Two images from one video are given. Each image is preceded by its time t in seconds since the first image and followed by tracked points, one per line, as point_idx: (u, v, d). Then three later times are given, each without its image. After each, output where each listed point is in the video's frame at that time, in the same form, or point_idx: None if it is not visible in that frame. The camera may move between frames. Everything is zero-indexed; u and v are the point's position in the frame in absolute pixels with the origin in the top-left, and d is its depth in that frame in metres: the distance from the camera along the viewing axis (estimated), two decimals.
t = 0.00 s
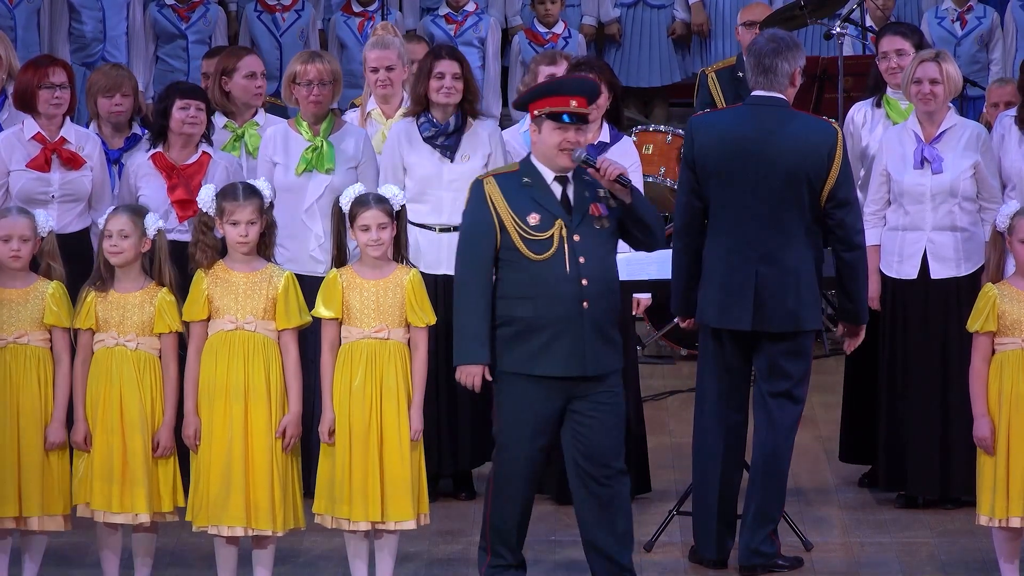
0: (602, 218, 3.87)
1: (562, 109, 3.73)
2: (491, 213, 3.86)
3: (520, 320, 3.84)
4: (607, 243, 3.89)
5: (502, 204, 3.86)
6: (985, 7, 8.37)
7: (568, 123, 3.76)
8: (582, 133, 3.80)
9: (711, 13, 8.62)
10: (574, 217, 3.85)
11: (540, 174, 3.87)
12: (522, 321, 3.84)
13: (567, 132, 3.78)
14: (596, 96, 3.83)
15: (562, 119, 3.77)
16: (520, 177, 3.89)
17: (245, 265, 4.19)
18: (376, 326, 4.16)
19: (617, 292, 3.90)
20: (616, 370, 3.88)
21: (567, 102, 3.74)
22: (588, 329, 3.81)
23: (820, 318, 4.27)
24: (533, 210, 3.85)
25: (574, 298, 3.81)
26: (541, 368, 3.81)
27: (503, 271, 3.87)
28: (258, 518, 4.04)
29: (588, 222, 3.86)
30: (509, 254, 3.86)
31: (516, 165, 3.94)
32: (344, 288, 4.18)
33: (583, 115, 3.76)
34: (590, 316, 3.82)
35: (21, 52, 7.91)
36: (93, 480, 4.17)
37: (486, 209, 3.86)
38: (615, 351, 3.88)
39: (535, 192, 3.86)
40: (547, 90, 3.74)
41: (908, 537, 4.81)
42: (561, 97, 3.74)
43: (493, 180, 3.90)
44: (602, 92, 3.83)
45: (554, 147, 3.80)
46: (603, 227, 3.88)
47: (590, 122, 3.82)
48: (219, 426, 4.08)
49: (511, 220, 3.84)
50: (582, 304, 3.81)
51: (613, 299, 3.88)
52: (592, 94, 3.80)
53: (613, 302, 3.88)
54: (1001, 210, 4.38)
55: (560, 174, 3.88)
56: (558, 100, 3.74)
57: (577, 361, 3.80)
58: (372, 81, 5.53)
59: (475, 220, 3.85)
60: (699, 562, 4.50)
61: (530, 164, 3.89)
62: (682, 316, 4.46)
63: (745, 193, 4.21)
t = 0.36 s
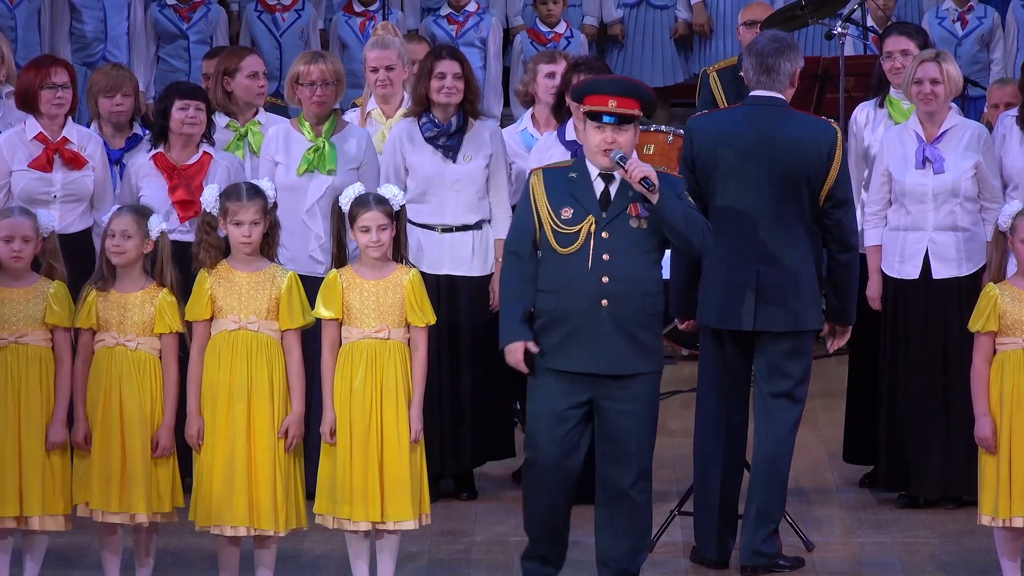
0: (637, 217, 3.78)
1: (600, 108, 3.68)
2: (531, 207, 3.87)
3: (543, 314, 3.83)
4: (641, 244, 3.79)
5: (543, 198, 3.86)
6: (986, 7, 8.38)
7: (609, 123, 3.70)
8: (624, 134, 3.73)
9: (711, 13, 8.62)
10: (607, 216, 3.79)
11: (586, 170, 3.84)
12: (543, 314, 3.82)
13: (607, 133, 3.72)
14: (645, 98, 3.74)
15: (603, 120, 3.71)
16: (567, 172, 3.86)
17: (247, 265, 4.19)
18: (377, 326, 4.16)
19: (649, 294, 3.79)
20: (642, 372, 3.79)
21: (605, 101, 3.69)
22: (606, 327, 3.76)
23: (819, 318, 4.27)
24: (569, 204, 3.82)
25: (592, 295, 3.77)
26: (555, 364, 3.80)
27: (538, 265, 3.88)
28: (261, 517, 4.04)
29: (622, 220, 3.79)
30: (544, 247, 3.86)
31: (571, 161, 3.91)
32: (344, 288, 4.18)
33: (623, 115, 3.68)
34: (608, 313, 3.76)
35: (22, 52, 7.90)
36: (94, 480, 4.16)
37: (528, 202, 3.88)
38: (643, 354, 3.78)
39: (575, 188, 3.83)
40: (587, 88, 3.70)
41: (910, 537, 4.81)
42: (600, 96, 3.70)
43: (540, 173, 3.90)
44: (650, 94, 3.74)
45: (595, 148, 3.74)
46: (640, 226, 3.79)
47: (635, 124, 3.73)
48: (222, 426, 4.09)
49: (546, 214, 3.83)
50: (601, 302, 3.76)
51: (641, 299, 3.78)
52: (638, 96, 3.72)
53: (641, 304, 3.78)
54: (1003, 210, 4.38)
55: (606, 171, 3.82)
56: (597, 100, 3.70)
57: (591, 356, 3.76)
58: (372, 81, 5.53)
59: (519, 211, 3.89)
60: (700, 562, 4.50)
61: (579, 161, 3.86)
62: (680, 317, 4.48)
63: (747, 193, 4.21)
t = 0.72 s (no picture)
0: (647, 220, 3.72)
1: (611, 105, 3.66)
2: (546, 209, 3.86)
3: (553, 316, 3.81)
4: (650, 248, 3.72)
5: (557, 201, 3.84)
6: (987, 7, 8.38)
7: (620, 121, 3.66)
8: (635, 133, 3.66)
9: (712, 13, 8.62)
10: (617, 219, 3.74)
11: (601, 172, 3.81)
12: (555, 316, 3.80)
13: (619, 131, 3.66)
14: (658, 98, 3.71)
15: (615, 118, 3.67)
16: (583, 174, 3.84)
17: (248, 264, 4.20)
18: (376, 326, 4.16)
19: (659, 298, 3.72)
20: (652, 376, 3.73)
21: (616, 98, 3.66)
22: (611, 329, 3.71)
23: (820, 318, 4.27)
24: (580, 207, 3.79)
25: (600, 299, 3.72)
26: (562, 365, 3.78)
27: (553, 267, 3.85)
28: (264, 517, 4.04)
29: (632, 222, 3.74)
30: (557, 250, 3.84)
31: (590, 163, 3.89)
32: (344, 288, 4.18)
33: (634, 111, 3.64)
34: (615, 317, 3.71)
35: (23, 52, 7.90)
36: (95, 480, 4.17)
37: (544, 205, 3.87)
38: (651, 358, 3.72)
39: (589, 189, 3.80)
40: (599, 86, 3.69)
41: (910, 537, 4.81)
42: (612, 93, 3.68)
43: (558, 175, 3.89)
44: (663, 94, 3.71)
45: (607, 146, 3.67)
46: (650, 230, 3.73)
47: (647, 124, 3.68)
48: (225, 425, 4.10)
49: (559, 216, 3.82)
50: (609, 305, 3.72)
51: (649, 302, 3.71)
52: (651, 95, 3.69)
53: (649, 307, 3.71)
54: (1003, 210, 4.38)
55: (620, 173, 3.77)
56: (611, 96, 3.68)
57: (599, 359, 3.72)
58: (372, 81, 5.53)
59: (536, 214, 3.88)
60: (701, 562, 4.50)
61: (596, 163, 3.83)
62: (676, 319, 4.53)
63: (750, 193, 4.21)
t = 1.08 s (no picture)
0: (638, 225, 3.64)
1: (593, 112, 3.57)
2: (532, 221, 3.75)
3: (547, 326, 3.72)
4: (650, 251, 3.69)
5: (542, 210, 3.74)
6: (987, 7, 8.38)
7: (603, 127, 3.58)
8: (618, 138, 3.60)
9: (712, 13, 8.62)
10: (608, 227, 3.66)
11: (585, 179, 3.72)
12: (551, 326, 3.71)
13: (602, 138, 3.59)
14: (641, 103, 3.62)
15: (598, 124, 3.59)
16: (566, 183, 3.75)
17: (250, 264, 4.20)
18: (375, 326, 4.16)
19: (655, 301, 3.66)
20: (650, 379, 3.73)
21: (598, 105, 3.56)
22: (611, 339, 3.63)
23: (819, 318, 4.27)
24: (568, 216, 3.69)
25: (597, 306, 3.64)
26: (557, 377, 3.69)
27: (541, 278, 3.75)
28: (266, 516, 4.05)
29: (623, 228, 3.65)
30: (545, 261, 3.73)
31: (572, 171, 3.79)
32: (343, 288, 4.19)
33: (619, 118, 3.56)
34: (613, 325, 3.64)
35: (24, 52, 7.91)
36: (97, 479, 4.17)
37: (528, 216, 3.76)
38: (649, 362, 3.67)
39: (574, 198, 3.71)
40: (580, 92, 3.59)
41: (910, 537, 4.81)
42: (593, 100, 3.58)
43: (540, 185, 3.79)
44: (646, 98, 3.61)
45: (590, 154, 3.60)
46: (641, 234, 3.65)
47: (630, 129, 3.60)
48: (225, 425, 4.10)
49: (546, 227, 3.71)
50: (606, 313, 3.64)
51: (647, 306, 3.65)
52: (633, 101, 3.60)
53: (646, 312, 3.65)
54: (1003, 209, 4.38)
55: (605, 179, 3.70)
56: (591, 103, 3.58)
57: (596, 367, 3.65)
58: (373, 81, 5.54)
59: (520, 225, 3.78)
60: (701, 562, 4.51)
61: (578, 171, 3.74)
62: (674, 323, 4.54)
63: (750, 193, 4.21)
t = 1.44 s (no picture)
0: (605, 225, 3.69)
1: (554, 113, 3.61)
2: (499, 225, 3.79)
3: (522, 331, 3.75)
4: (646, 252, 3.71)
5: (510, 216, 3.78)
6: (987, 7, 8.38)
7: (566, 126, 3.62)
8: (582, 137, 3.63)
9: (711, 12, 8.62)
10: (576, 227, 3.71)
11: (551, 181, 3.76)
12: (525, 330, 3.74)
13: (564, 138, 3.63)
14: (602, 102, 3.65)
15: (561, 124, 3.63)
16: (532, 186, 3.78)
17: (253, 265, 4.20)
18: (374, 326, 4.16)
19: (630, 300, 3.71)
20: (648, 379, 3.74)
21: (559, 105, 3.61)
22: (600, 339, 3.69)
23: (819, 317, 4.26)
24: (537, 220, 3.74)
25: (571, 308, 3.69)
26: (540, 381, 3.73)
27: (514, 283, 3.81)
28: (266, 517, 4.05)
29: (591, 228, 3.70)
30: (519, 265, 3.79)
31: (536, 174, 3.83)
32: (342, 287, 4.19)
33: (579, 117, 3.60)
34: (588, 325, 3.69)
35: (24, 51, 7.92)
36: (97, 480, 4.17)
37: (495, 220, 3.80)
38: (626, 361, 3.71)
39: (541, 201, 3.75)
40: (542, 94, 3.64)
41: (910, 537, 4.81)
42: (554, 100, 3.62)
43: (506, 190, 3.81)
44: (606, 97, 3.65)
45: (553, 153, 3.65)
46: (610, 232, 3.70)
47: (593, 128, 3.64)
48: (226, 426, 4.10)
49: (514, 232, 3.75)
50: (579, 314, 3.69)
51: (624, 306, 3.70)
52: (594, 99, 3.64)
53: (620, 311, 3.70)
54: (1001, 209, 4.38)
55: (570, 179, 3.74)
56: (552, 104, 3.63)
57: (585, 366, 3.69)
58: (373, 82, 5.53)
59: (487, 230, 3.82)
60: (701, 562, 4.51)
61: (544, 173, 3.78)
62: (673, 324, 4.47)
63: (750, 194, 4.22)
